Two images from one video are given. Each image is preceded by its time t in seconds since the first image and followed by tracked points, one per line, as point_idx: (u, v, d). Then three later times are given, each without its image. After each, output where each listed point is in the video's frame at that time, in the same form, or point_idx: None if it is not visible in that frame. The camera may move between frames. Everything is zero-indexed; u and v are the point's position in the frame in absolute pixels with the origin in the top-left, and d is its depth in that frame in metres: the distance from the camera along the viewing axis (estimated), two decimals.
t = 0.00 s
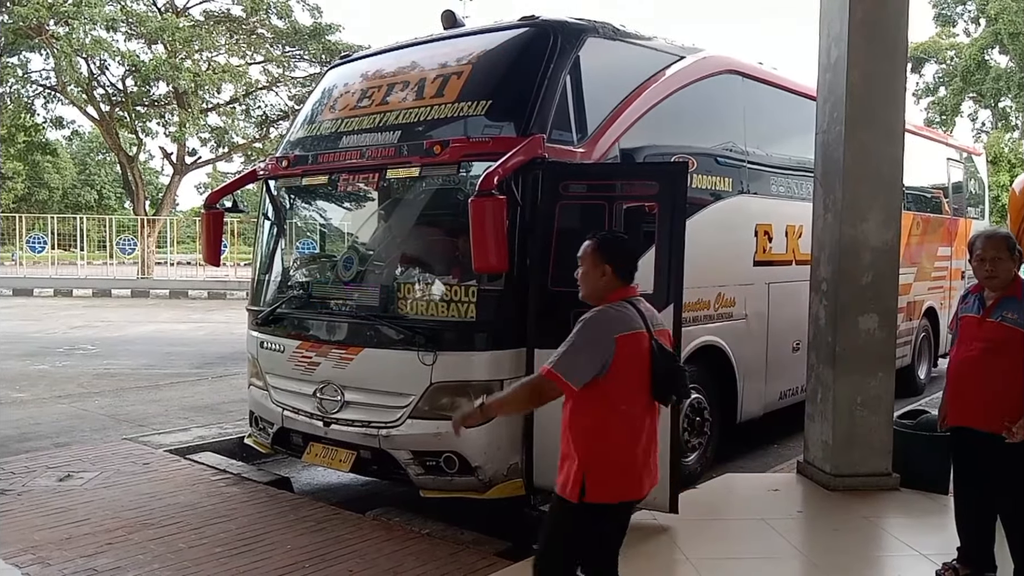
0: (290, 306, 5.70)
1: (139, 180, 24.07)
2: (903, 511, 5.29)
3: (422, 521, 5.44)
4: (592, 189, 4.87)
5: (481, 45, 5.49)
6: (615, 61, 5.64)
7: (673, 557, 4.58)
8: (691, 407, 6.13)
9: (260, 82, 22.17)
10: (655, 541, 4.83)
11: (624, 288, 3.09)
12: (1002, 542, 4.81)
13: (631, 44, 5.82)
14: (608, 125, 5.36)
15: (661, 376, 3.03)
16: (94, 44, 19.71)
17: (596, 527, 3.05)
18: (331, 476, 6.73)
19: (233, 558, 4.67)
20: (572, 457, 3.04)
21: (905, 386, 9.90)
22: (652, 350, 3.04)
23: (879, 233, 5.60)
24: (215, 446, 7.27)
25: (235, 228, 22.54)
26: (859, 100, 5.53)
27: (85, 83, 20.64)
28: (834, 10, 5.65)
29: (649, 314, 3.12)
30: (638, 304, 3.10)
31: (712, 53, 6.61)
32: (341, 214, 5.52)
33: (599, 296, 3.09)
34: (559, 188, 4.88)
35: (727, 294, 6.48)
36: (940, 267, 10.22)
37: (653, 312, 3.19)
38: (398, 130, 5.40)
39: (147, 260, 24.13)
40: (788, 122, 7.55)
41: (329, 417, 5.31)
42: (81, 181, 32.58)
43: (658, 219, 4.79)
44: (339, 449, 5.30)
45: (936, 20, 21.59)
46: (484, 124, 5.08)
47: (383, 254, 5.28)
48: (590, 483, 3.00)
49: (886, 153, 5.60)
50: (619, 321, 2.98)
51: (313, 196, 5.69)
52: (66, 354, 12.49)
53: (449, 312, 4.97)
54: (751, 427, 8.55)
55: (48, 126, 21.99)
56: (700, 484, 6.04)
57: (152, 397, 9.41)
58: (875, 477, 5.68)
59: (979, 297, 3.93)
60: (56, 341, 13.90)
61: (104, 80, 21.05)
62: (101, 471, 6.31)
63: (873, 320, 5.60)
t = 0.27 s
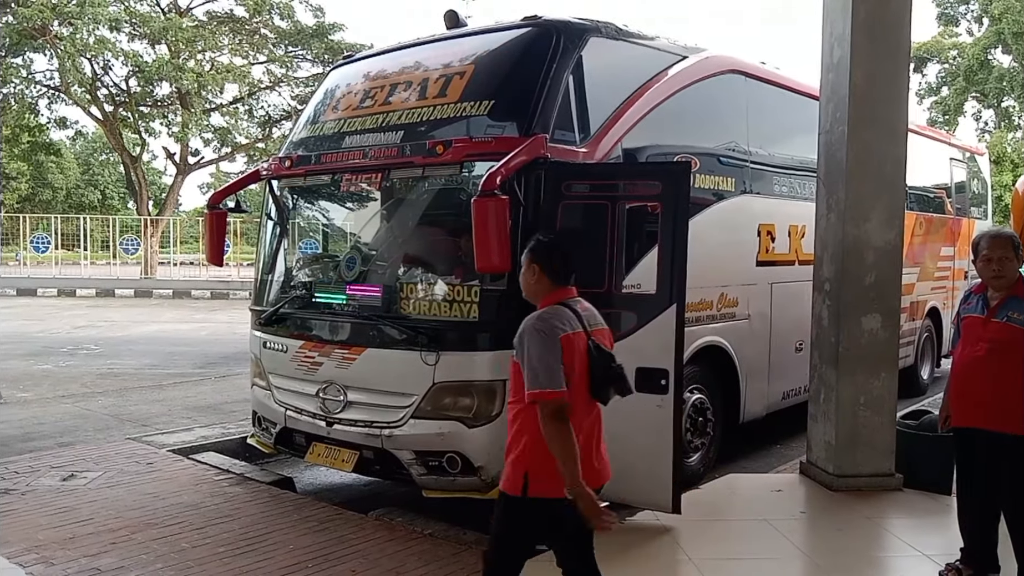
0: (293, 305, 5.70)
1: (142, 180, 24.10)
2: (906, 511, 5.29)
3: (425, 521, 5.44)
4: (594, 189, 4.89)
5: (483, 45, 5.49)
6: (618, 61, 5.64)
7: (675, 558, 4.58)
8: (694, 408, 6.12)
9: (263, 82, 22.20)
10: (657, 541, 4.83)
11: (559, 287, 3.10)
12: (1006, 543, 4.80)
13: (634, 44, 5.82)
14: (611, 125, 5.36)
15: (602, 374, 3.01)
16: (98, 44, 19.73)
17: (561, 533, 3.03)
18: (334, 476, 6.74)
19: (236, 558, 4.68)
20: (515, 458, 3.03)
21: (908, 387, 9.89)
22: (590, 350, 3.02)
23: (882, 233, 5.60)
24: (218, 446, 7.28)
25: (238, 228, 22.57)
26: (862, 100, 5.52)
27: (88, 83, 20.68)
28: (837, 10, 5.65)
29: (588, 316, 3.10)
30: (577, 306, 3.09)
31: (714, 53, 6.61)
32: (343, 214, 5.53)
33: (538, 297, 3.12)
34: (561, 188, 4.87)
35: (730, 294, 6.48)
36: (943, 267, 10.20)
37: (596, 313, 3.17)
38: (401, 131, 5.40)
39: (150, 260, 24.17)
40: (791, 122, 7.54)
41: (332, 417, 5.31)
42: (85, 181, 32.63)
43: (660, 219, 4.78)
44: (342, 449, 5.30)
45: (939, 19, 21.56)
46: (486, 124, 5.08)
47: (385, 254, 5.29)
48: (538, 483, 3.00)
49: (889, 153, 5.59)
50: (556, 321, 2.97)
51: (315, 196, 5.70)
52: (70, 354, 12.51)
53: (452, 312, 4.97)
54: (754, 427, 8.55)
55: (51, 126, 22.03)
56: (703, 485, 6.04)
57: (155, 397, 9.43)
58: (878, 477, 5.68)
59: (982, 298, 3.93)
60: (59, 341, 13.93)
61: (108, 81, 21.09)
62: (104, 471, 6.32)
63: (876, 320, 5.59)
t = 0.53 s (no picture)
0: (296, 306, 5.71)
1: (146, 180, 24.15)
2: (910, 511, 5.28)
3: (428, 521, 5.45)
4: (597, 189, 4.89)
5: (486, 45, 5.49)
6: (621, 60, 5.64)
7: (680, 558, 4.58)
8: (698, 408, 6.11)
9: (266, 82, 22.23)
10: (661, 542, 4.83)
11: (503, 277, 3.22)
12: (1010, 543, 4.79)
13: (636, 44, 5.82)
14: (613, 124, 5.36)
15: (536, 359, 3.10)
16: (101, 44, 19.79)
17: (515, 529, 3.16)
18: (337, 475, 6.75)
19: (241, 557, 4.69)
20: (461, 445, 3.15)
21: (912, 387, 9.87)
22: (527, 337, 3.12)
23: (886, 233, 5.58)
24: (222, 445, 7.29)
25: (241, 228, 22.62)
26: (866, 99, 5.51)
27: (92, 84, 20.73)
28: (841, 9, 5.64)
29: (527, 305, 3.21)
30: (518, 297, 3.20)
31: (717, 52, 6.60)
32: (346, 214, 5.53)
33: (484, 286, 3.26)
34: (564, 187, 4.89)
35: (733, 294, 6.47)
36: (947, 266, 10.18)
37: (541, 304, 3.28)
38: (403, 131, 5.40)
39: (154, 260, 24.23)
40: (794, 121, 7.53)
41: (335, 417, 5.32)
42: (89, 182, 32.71)
43: (664, 218, 4.78)
44: (346, 449, 5.31)
45: (942, 18, 21.50)
46: (488, 124, 5.08)
47: (388, 254, 5.29)
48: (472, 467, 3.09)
49: (893, 152, 5.58)
50: (489, 309, 3.08)
51: (318, 196, 5.70)
52: (74, 354, 12.55)
53: (455, 312, 4.97)
54: (757, 427, 8.54)
55: (56, 127, 22.09)
56: (706, 485, 6.03)
57: (159, 397, 9.45)
58: (882, 478, 5.67)
59: (988, 298, 3.91)
60: (63, 340, 13.97)
61: (112, 81, 21.14)
62: (109, 470, 6.34)
63: (880, 321, 5.58)
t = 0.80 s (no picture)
0: (297, 306, 5.71)
1: (149, 181, 24.19)
2: (913, 512, 5.27)
3: (430, 521, 5.45)
4: (598, 189, 4.89)
5: (487, 45, 5.49)
6: (622, 60, 5.63)
7: (681, 559, 4.57)
8: (699, 408, 6.10)
9: (268, 83, 22.25)
10: (663, 542, 4.82)
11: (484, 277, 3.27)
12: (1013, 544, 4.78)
13: (638, 43, 5.81)
14: (615, 124, 5.35)
15: (501, 356, 3.13)
16: (104, 46, 19.82)
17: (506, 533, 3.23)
18: (339, 475, 6.75)
19: (243, 557, 4.69)
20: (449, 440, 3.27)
21: (915, 386, 9.84)
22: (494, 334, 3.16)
23: (889, 232, 5.57)
24: (224, 445, 7.30)
25: (244, 229, 22.65)
26: (869, 98, 5.49)
27: (95, 86, 20.78)
28: (843, 8, 5.62)
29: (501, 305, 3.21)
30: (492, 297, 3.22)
31: (719, 52, 6.58)
32: (347, 214, 5.53)
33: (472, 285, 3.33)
34: (565, 188, 4.90)
35: (735, 294, 6.45)
36: (950, 266, 10.15)
37: (522, 303, 3.26)
38: (404, 131, 5.40)
39: (157, 261, 24.28)
40: (796, 121, 7.51)
41: (337, 417, 5.31)
42: (93, 183, 32.77)
43: (666, 217, 4.74)
44: (347, 449, 5.31)
45: (945, 17, 21.45)
46: (489, 125, 5.08)
47: (389, 254, 5.29)
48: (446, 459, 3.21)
49: (896, 151, 5.56)
50: (453, 309, 3.18)
51: (319, 197, 5.70)
52: (77, 354, 12.58)
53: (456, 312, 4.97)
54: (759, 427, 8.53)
55: (59, 128, 22.13)
56: (708, 485, 6.02)
57: (161, 397, 9.46)
58: (886, 478, 5.65)
59: (992, 298, 3.89)
60: (66, 341, 13.99)
61: (115, 83, 21.18)
62: (112, 470, 6.35)
63: (883, 321, 5.56)
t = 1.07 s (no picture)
0: (297, 307, 5.72)
1: (148, 182, 24.20)
2: (911, 512, 5.28)
3: (429, 521, 5.46)
4: (598, 189, 4.90)
5: (486, 46, 5.50)
6: (621, 61, 5.64)
7: (680, 558, 4.58)
8: (698, 408, 6.11)
9: (268, 84, 22.26)
10: (662, 542, 4.83)
11: (499, 275, 3.36)
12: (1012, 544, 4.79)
13: (637, 44, 5.82)
14: (614, 125, 5.36)
15: (499, 353, 3.23)
16: (104, 47, 19.83)
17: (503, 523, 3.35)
18: (338, 476, 6.76)
19: (242, 558, 4.70)
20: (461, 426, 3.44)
21: (914, 386, 9.85)
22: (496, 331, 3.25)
23: (888, 232, 5.58)
24: (224, 446, 7.31)
25: (243, 230, 22.66)
26: (868, 98, 5.50)
27: (95, 87, 20.79)
28: (842, 8, 5.64)
29: (503, 304, 3.29)
30: (498, 295, 3.31)
31: (718, 53, 6.59)
32: (347, 215, 5.54)
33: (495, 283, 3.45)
34: (564, 188, 4.91)
35: (734, 294, 6.46)
36: (949, 265, 10.16)
37: (529, 305, 3.31)
38: (404, 132, 5.40)
39: (157, 262, 24.28)
40: (795, 122, 7.53)
41: (336, 417, 5.32)
42: (93, 184, 32.76)
43: (664, 218, 4.76)
44: (346, 449, 5.31)
45: (944, 17, 21.46)
46: (488, 126, 5.09)
47: (388, 255, 5.30)
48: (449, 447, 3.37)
49: (895, 151, 5.57)
50: (463, 304, 3.34)
51: (319, 198, 5.71)
52: (77, 355, 12.57)
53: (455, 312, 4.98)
54: (758, 427, 8.53)
55: (58, 130, 22.14)
56: (707, 485, 6.03)
57: (160, 397, 9.46)
58: (883, 478, 5.66)
59: (993, 298, 3.89)
60: (66, 342, 13.99)
61: (115, 84, 21.19)
62: (111, 470, 6.35)
63: (882, 321, 5.57)
